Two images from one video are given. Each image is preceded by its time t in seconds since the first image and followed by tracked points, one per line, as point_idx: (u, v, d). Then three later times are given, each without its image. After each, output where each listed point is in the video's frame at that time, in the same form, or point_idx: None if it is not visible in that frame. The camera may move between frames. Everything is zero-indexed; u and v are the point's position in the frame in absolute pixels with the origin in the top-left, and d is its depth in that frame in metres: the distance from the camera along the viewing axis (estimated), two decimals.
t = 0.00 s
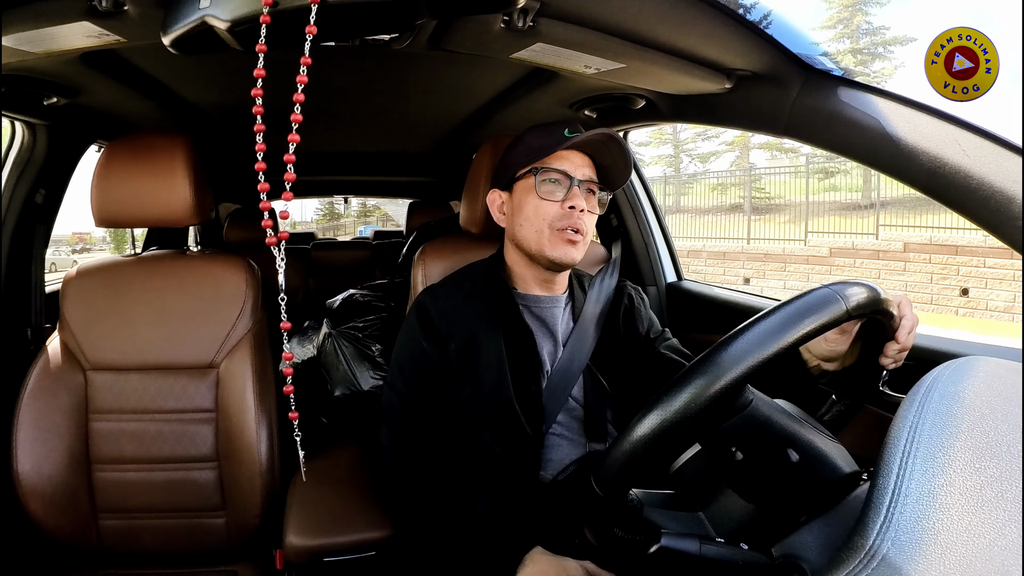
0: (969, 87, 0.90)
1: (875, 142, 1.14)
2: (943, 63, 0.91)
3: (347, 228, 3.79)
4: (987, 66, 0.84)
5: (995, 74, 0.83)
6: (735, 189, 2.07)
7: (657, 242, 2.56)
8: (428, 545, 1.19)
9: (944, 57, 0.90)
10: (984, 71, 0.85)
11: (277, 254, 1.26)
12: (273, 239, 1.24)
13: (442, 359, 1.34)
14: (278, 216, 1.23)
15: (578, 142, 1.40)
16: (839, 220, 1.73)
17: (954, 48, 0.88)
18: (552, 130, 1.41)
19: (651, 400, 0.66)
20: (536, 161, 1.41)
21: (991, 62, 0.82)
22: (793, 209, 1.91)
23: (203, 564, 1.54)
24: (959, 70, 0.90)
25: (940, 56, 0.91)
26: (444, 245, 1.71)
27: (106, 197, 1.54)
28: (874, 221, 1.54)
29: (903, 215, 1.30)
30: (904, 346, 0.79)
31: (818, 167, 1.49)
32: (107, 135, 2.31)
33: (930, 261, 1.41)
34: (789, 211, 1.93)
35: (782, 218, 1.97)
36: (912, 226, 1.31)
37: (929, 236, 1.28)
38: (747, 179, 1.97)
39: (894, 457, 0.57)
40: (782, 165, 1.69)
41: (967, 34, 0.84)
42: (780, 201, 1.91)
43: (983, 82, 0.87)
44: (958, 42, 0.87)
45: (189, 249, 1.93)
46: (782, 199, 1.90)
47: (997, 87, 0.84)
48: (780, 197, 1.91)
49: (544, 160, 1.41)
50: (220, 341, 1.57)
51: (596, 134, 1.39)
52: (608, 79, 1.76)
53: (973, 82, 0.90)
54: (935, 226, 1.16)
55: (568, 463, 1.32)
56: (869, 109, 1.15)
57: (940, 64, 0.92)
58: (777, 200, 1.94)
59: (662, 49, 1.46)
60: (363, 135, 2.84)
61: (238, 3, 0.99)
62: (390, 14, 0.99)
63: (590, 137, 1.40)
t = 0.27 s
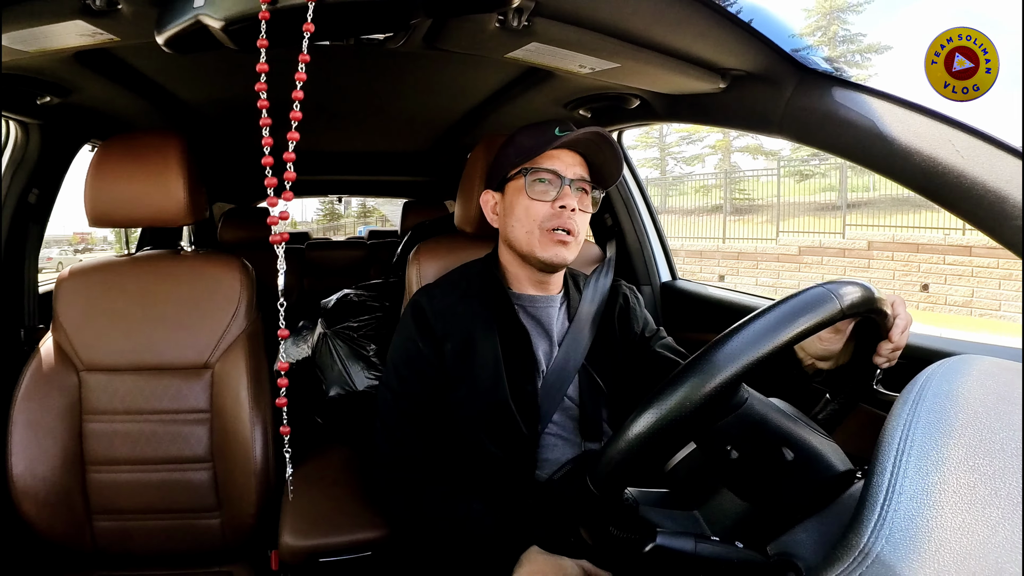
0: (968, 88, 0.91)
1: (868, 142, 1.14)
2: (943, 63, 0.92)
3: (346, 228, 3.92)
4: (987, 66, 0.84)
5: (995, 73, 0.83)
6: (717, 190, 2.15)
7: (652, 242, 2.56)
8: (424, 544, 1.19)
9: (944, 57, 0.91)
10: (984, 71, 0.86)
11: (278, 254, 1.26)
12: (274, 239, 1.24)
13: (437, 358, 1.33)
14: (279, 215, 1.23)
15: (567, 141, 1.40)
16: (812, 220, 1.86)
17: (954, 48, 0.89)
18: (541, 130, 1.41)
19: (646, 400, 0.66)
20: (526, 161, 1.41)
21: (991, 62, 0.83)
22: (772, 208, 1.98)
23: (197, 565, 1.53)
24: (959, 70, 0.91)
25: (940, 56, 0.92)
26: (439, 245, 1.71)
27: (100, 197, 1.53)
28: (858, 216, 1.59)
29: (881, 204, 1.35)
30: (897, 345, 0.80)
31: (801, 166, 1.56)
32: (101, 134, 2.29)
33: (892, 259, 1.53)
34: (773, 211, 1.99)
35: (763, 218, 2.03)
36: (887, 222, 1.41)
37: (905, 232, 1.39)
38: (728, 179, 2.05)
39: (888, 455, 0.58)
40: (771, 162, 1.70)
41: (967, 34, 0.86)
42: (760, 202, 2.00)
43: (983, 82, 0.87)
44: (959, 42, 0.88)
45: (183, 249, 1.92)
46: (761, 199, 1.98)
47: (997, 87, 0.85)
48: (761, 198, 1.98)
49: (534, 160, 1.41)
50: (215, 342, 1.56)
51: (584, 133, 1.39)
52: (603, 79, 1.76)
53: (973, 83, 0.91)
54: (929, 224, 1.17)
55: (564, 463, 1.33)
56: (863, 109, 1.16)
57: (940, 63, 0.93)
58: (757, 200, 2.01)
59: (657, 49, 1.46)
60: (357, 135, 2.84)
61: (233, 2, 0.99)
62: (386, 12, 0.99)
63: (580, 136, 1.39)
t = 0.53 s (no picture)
0: (969, 88, 0.91)
1: (862, 143, 1.15)
2: (943, 63, 0.91)
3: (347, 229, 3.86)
4: (987, 66, 0.85)
5: (995, 74, 0.84)
6: (700, 192, 2.33)
7: (647, 242, 2.56)
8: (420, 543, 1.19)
9: (944, 57, 0.91)
10: (984, 71, 0.86)
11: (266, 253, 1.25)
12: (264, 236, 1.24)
13: (433, 358, 1.33)
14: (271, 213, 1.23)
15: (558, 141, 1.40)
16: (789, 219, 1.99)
17: (954, 48, 0.88)
18: (533, 130, 1.41)
19: (641, 399, 0.66)
20: (517, 161, 1.41)
21: (992, 62, 0.84)
22: (753, 209, 2.21)
23: (191, 566, 1.52)
24: (959, 70, 0.90)
25: (940, 56, 0.91)
26: (435, 245, 1.70)
27: (93, 196, 1.52)
28: (831, 216, 1.79)
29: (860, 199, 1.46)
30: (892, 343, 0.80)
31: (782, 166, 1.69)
32: (95, 133, 2.28)
33: (858, 256, 1.80)
34: (751, 212, 2.23)
35: (745, 217, 2.27)
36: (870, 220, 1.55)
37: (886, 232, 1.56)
38: (712, 183, 2.24)
39: (882, 455, 0.58)
40: (754, 164, 1.81)
41: (968, 34, 0.86)
42: (742, 202, 2.21)
43: (983, 82, 0.87)
44: (959, 42, 0.88)
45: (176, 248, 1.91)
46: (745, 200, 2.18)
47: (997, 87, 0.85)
48: (746, 199, 2.18)
49: (525, 160, 1.42)
50: (209, 341, 1.55)
51: (575, 132, 1.39)
52: (598, 79, 1.77)
53: (973, 83, 0.90)
54: (926, 222, 1.18)
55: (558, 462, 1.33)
56: (856, 110, 1.16)
57: (940, 63, 0.92)
58: (738, 201, 2.23)
59: (652, 50, 1.46)
60: (352, 134, 2.83)
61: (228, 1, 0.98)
62: (381, 12, 0.99)
63: (570, 135, 1.40)
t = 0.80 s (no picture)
0: (969, 87, 0.90)
1: (856, 144, 1.15)
2: (943, 63, 0.92)
3: (346, 228, 3.80)
4: (987, 65, 0.85)
5: (995, 74, 0.84)
6: (687, 194, 2.28)
7: (643, 243, 2.57)
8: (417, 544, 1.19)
9: (944, 57, 0.91)
10: (983, 72, 0.86)
11: (262, 254, 1.25)
12: (258, 238, 1.23)
13: (429, 358, 1.33)
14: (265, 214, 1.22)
15: (557, 142, 1.41)
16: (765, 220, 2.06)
17: (954, 48, 0.89)
18: (530, 131, 1.41)
19: (636, 400, 0.67)
20: (516, 162, 1.41)
21: (991, 62, 0.84)
22: (739, 211, 2.15)
23: (186, 567, 1.51)
24: (959, 69, 0.90)
25: (940, 56, 0.91)
26: (430, 245, 1.70)
27: (87, 196, 1.52)
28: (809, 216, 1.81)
29: (836, 201, 1.59)
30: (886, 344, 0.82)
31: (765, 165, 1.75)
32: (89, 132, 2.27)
33: (826, 255, 1.83)
34: (730, 213, 2.20)
35: (732, 219, 2.20)
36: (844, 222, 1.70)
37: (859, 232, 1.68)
38: (696, 185, 2.21)
39: (877, 453, 0.59)
40: (736, 166, 1.91)
41: (967, 34, 0.86)
42: (729, 204, 2.16)
43: (984, 82, 0.87)
44: (959, 42, 0.88)
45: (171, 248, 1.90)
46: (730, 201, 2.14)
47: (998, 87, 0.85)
48: (727, 200, 2.16)
49: (524, 160, 1.42)
50: (204, 341, 1.55)
51: (574, 133, 1.39)
52: (594, 79, 1.77)
53: (972, 83, 0.90)
54: (918, 223, 1.19)
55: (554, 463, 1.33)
56: (852, 111, 1.16)
57: (940, 63, 0.92)
58: (720, 201, 2.19)
59: (648, 51, 1.47)
60: (348, 134, 2.83)
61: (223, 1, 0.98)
62: (378, 12, 0.99)
63: (569, 136, 1.40)
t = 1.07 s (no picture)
0: (968, 87, 0.92)
1: (851, 145, 1.16)
2: (943, 62, 0.94)
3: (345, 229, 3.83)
4: (987, 66, 0.87)
5: (995, 74, 0.87)
6: (671, 195, 2.34)
7: (638, 243, 2.57)
8: (413, 544, 1.19)
9: (944, 57, 0.93)
10: (984, 72, 0.88)
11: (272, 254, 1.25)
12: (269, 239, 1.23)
13: (426, 358, 1.33)
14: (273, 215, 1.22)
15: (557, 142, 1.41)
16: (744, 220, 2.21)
17: (954, 48, 0.91)
18: (529, 131, 1.41)
19: (632, 401, 0.67)
20: (515, 162, 1.41)
21: (991, 62, 0.86)
22: (724, 210, 2.24)
23: (182, 569, 1.51)
24: (959, 69, 0.92)
25: (940, 56, 0.93)
26: (426, 245, 1.70)
27: (83, 197, 1.51)
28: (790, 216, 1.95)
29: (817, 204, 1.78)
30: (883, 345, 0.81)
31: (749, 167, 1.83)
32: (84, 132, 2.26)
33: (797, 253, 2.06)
34: (712, 213, 2.29)
35: (715, 219, 2.30)
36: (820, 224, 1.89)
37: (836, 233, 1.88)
38: (681, 186, 2.27)
39: (874, 452, 0.59)
40: (719, 169, 2.00)
41: (968, 34, 0.89)
42: (714, 204, 2.23)
43: (983, 81, 0.89)
44: (959, 42, 0.91)
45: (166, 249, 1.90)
46: (718, 203, 2.21)
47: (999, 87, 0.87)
48: (711, 202, 2.25)
49: (523, 160, 1.42)
50: (200, 343, 1.54)
51: (573, 135, 1.39)
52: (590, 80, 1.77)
53: (972, 83, 0.92)
54: (912, 221, 1.19)
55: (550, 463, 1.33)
56: (847, 112, 1.17)
57: (940, 63, 0.94)
58: (709, 203, 2.25)
59: (644, 51, 1.47)
60: (344, 134, 2.82)
61: (220, 1, 0.98)
62: (375, 12, 0.99)
63: (569, 138, 1.40)
